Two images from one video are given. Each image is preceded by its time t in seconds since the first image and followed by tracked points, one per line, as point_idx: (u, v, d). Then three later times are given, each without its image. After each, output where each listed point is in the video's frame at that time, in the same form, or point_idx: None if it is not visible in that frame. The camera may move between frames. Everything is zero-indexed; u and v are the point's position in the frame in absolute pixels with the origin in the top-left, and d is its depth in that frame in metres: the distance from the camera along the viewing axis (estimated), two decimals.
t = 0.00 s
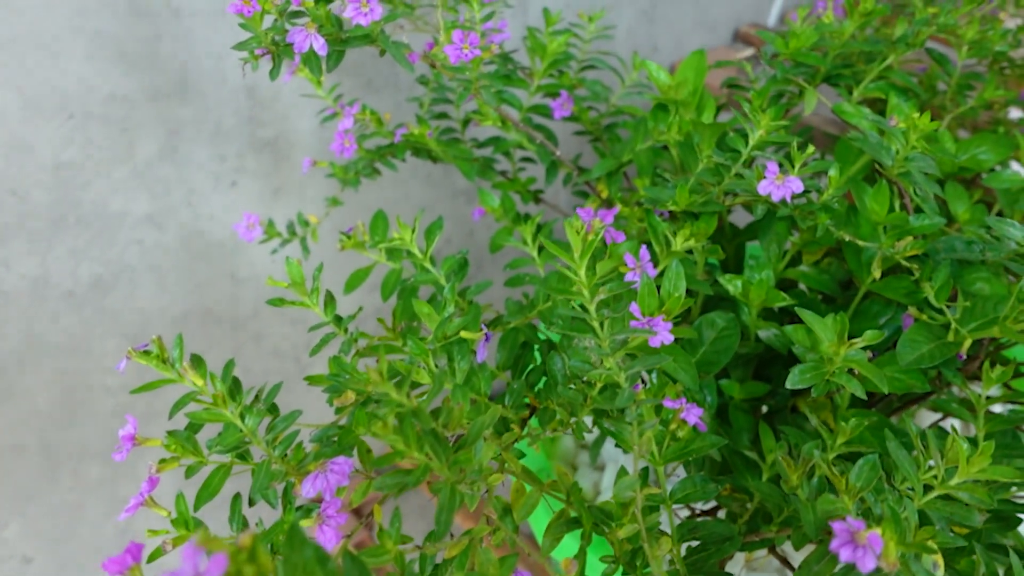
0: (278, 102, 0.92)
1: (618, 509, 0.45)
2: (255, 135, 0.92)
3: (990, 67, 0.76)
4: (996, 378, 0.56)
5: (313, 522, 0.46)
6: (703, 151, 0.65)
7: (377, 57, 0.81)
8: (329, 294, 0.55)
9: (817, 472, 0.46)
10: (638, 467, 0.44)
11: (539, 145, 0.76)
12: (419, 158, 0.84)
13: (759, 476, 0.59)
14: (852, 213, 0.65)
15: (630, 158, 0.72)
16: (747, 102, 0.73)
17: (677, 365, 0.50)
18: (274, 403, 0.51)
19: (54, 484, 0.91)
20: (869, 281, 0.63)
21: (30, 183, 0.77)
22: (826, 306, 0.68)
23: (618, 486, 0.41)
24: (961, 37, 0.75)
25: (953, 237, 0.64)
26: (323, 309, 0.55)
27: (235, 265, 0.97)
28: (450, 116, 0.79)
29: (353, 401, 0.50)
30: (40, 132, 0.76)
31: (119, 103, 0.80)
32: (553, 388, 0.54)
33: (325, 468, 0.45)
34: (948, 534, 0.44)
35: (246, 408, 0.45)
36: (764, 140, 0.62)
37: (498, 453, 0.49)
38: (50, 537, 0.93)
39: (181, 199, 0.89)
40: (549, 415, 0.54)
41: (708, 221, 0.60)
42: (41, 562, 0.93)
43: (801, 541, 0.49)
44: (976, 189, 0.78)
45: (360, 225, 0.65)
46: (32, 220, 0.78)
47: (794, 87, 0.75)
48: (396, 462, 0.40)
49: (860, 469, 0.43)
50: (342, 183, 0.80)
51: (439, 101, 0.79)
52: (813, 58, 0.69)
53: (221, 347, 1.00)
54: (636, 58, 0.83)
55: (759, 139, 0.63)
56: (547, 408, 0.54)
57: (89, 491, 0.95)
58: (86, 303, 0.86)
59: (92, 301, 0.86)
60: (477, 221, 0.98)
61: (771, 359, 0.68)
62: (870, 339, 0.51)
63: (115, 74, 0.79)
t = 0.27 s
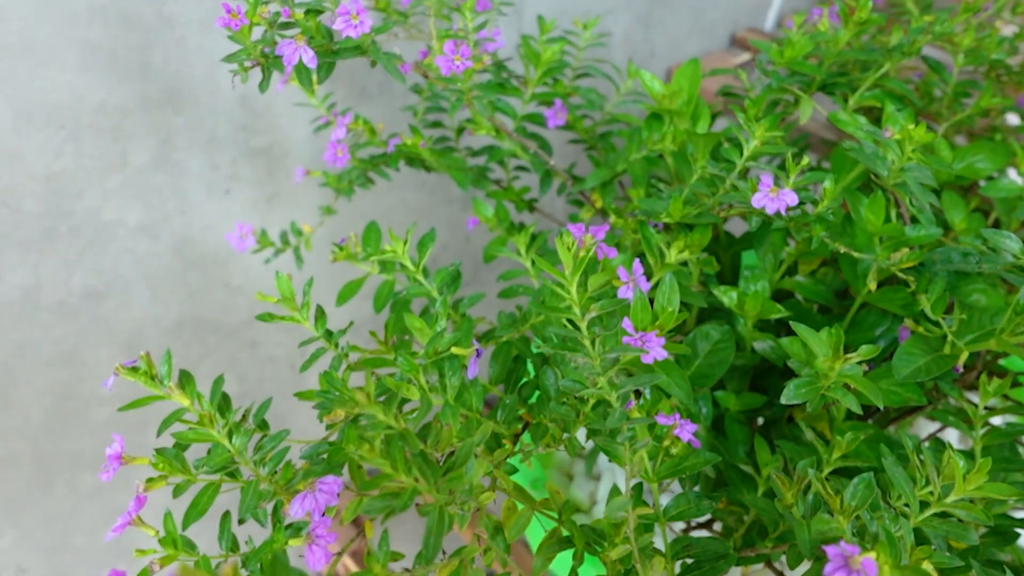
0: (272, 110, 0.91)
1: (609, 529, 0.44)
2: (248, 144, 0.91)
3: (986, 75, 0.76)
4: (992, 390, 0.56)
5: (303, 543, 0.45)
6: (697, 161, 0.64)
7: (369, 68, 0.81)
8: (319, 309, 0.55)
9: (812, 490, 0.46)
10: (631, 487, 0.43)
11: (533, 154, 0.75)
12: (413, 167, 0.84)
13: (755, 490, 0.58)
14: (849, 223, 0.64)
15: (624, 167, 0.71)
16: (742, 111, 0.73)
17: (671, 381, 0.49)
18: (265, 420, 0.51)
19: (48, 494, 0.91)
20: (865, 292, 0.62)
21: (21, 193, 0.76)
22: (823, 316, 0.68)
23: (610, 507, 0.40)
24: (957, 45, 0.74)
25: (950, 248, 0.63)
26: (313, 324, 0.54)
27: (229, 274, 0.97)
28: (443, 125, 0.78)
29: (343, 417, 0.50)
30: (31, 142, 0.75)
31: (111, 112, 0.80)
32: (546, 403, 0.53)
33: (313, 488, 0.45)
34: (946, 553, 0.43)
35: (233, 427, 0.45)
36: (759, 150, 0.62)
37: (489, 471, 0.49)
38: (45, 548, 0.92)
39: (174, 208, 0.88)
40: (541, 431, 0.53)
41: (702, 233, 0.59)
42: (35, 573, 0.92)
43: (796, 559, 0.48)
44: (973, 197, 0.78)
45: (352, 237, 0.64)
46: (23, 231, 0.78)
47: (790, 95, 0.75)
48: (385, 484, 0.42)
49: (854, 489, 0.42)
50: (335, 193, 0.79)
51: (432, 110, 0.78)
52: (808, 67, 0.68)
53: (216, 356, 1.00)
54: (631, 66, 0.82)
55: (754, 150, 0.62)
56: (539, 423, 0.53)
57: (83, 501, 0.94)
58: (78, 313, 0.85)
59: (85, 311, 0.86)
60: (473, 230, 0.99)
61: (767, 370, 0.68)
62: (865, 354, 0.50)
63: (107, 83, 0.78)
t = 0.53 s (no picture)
0: (267, 119, 0.91)
1: (604, 548, 0.44)
2: (243, 152, 0.90)
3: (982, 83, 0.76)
4: (990, 403, 0.56)
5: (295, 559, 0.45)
6: (693, 171, 0.64)
7: (362, 79, 0.80)
8: (312, 323, 0.54)
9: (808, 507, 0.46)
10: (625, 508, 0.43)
11: (529, 163, 0.75)
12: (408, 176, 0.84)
13: (751, 504, 0.58)
14: (846, 234, 0.64)
15: (620, 177, 0.71)
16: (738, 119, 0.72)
17: (666, 396, 0.49)
18: (256, 436, 0.51)
19: (43, 506, 0.90)
20: (862, 304, 0.62)
21: (14, 203, 0.76)
22: (819, 327, 0.67)
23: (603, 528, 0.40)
24: (954, 53, 0.74)
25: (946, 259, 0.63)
26: (306, 338, 0.54)
27: (224, 283, 0.96)
28: (438, 134, 0.78)
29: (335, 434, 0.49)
30: (25, 152, 0.75)
31: (105, 122, 0.79)
32: (540, 417, 0.53)
33: (303, 506, 0.45)
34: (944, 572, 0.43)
35: (223, 445, 0.45)
36: (755, 161, 0.61)
37: (483, 488, 0.48)
38: (39, 560, 0.92)
39: (169, 217, 0.88)
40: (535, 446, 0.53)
41: (698, 244, 0.59)
42: None
43: None
44: (970, 206, 0.78)
45: (346, 248, 0.64)
46: (17, 241, 0.77)
47: (786, 104, 0.74)
48: (374, 507, 0.43)
49: (851, 507, 0.42)
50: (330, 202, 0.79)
51: (428, 118, 0.78)
52: (805, 75, 0.68)
53: (211, 365, 0.99)
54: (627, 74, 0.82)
55: (749, 160, 0.62)
56: (533, 438, 0.53)
57: (78, 512, 0.94)
58: (73, 323, 0.85)
59: (79, 321, 0.85)
60: (468, 240, 1.01)
61: (764, 381, 0.67)
62: (862, 368, 0.50)
63: (100, 93, 0.77)
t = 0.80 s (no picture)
0: (264, 127, 0.91)
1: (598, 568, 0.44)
2: (239, 161, 0.90)
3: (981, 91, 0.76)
4: (989, 416, 0.55)
5: None
6: (690, 182, 0.64)
7: (357, 89, 0.80)
8: (306, 337, 0.54)
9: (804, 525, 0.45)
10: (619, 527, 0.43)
11: (526, 173, 0.74)
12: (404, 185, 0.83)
13: (750, 517, 0.58)
14: (844, 244, 0.63)
15: (617, 187, 0.71)
16: (735, 129, 0.72)
17: (662, 412, 0.48)
18: (250, 451, 0.51)
19: (39, 514, 0.90)
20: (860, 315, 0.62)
21: (8, 213, 0.76)
22: (817, 338, 0.67)
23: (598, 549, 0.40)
24: (952, 61, 0.74)
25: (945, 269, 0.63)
26: (300, 352, 0.54)
27: (221, 291, 0.96)
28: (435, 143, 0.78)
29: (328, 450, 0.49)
30: (19, 161, 0.74)
31: (101, 131, 0.79)
32: (536, 431, 0.52)
33: (296, 524, 0.44)
34: None
35: (214, 463, 0.45)
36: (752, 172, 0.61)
37: (478, 504, 0.47)
38: (34, 568, 0.92)
39: (165, 225, 0.87)
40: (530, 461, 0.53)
41: (695, 256, 0.58)
42: None
43: None
44: (968, 214, 0.77)
45: (341, 259, 0.63)
46: (11, 250, 0.77)
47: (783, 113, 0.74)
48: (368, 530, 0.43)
49: (849, 526, 0.42)
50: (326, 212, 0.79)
51: (425, 127, 0.78)
52: (803, 85, 0.68)
53: (208, 373, 0.99)
54: (624, 82, 0.82)
55: (746, 171, 0.62)
56: (529, 453, 0.52)
57: (74, 521, 0.93)
58: (68, 332, 0.84)
59: (75, 330, 0.85)
60: (464, 249, 1.02)
61: (762, 392, 0.67)
62: (860, 383, 0.50)
63: (95, 102, 0.77)
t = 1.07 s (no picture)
0: (261, 135, 0.90)
1: None
2: (237, 169, 0.90)
3: (981, 100, 0.75)
4: (989, 430, 0.55)
5: None
6: (688, 192, 0.63)
7: (354, 99, 0.80)
8: (302, 350, 0.53)
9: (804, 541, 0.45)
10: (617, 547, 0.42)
11: (523, 181, 0.74)
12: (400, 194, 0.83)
13: (748, 531, 0.58)
14: (843, 255, 0.63)
15: (615, 196, 0.70)
16: (733, 138, 0.72)
17: (660, 426, 0.48)
18: (245, 465, 0.51)
19: (35, 523, 0.90)
20: (859, 327, 0.61)
21: (5, 222, 0.75)
22: (816, 348, 0.67)
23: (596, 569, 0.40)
24: (952, 69, 0.74)
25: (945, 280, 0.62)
26: (295, 365, 0.53)
27: (218, 298, 0.96)
28: (432, 152, 0.77)
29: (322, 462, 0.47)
30: (15, 171, 0.73)
31: (97, 139, 0.78)
32: (533, 445, 0.52)
33: (291, 542, 0.44)
34: None
35: (208, 481, 0.45)
36: (750, 183, 0.61)
37: (475, 519, 0.47)
38: None
39: (162, 233, 0.87)
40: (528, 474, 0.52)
41: (693, 267, 0.58)
42: None
43: None
44: (967, 223, 0.77)
45: (337, 269, 0.63)
46: (7, 259, 0.76)
47: (782, 122, 0.74)
48: (362, 552, 0.43)
49: (849, 543, 0.42)
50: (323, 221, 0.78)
51: (422, 135, 0.77)
52: (802, 94, 0.67)
53: (205, 381, 0.99)
54: (622, 90, 0.82)
55: (745, 181, 0.61)
56: (526, 466, 0.52)
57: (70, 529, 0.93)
58: (65, 340, 0.84)
59: (72, 339, 0.84)
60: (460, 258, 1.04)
61: (761, 402, 0.67)
62: (859, 398, 0.50)
63: (91, 111, 0.76)
